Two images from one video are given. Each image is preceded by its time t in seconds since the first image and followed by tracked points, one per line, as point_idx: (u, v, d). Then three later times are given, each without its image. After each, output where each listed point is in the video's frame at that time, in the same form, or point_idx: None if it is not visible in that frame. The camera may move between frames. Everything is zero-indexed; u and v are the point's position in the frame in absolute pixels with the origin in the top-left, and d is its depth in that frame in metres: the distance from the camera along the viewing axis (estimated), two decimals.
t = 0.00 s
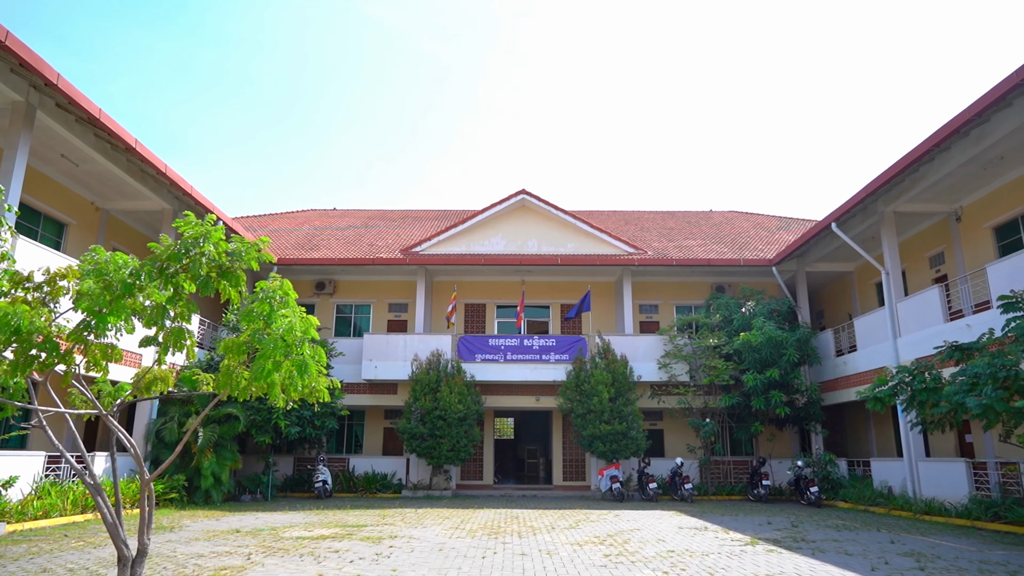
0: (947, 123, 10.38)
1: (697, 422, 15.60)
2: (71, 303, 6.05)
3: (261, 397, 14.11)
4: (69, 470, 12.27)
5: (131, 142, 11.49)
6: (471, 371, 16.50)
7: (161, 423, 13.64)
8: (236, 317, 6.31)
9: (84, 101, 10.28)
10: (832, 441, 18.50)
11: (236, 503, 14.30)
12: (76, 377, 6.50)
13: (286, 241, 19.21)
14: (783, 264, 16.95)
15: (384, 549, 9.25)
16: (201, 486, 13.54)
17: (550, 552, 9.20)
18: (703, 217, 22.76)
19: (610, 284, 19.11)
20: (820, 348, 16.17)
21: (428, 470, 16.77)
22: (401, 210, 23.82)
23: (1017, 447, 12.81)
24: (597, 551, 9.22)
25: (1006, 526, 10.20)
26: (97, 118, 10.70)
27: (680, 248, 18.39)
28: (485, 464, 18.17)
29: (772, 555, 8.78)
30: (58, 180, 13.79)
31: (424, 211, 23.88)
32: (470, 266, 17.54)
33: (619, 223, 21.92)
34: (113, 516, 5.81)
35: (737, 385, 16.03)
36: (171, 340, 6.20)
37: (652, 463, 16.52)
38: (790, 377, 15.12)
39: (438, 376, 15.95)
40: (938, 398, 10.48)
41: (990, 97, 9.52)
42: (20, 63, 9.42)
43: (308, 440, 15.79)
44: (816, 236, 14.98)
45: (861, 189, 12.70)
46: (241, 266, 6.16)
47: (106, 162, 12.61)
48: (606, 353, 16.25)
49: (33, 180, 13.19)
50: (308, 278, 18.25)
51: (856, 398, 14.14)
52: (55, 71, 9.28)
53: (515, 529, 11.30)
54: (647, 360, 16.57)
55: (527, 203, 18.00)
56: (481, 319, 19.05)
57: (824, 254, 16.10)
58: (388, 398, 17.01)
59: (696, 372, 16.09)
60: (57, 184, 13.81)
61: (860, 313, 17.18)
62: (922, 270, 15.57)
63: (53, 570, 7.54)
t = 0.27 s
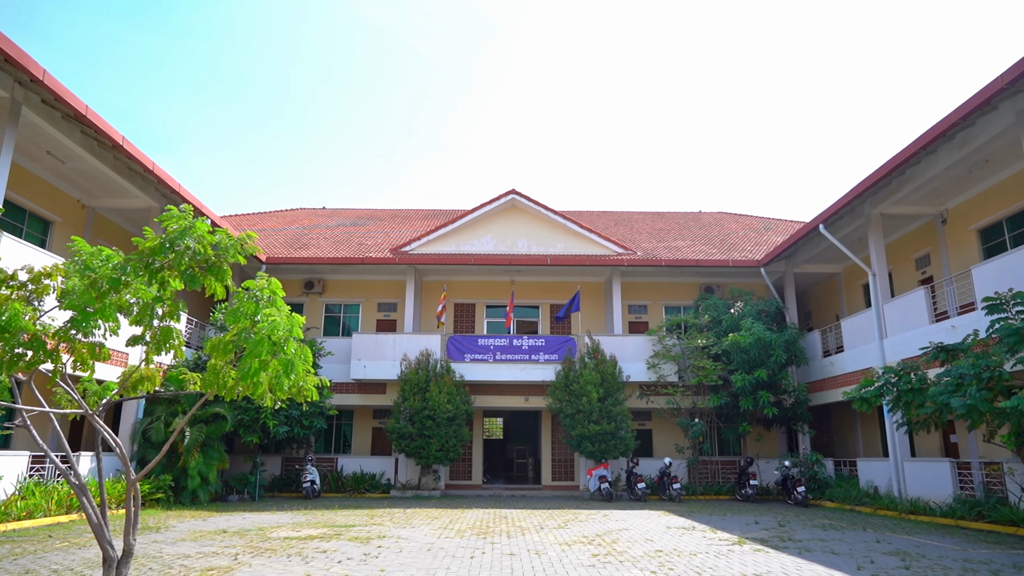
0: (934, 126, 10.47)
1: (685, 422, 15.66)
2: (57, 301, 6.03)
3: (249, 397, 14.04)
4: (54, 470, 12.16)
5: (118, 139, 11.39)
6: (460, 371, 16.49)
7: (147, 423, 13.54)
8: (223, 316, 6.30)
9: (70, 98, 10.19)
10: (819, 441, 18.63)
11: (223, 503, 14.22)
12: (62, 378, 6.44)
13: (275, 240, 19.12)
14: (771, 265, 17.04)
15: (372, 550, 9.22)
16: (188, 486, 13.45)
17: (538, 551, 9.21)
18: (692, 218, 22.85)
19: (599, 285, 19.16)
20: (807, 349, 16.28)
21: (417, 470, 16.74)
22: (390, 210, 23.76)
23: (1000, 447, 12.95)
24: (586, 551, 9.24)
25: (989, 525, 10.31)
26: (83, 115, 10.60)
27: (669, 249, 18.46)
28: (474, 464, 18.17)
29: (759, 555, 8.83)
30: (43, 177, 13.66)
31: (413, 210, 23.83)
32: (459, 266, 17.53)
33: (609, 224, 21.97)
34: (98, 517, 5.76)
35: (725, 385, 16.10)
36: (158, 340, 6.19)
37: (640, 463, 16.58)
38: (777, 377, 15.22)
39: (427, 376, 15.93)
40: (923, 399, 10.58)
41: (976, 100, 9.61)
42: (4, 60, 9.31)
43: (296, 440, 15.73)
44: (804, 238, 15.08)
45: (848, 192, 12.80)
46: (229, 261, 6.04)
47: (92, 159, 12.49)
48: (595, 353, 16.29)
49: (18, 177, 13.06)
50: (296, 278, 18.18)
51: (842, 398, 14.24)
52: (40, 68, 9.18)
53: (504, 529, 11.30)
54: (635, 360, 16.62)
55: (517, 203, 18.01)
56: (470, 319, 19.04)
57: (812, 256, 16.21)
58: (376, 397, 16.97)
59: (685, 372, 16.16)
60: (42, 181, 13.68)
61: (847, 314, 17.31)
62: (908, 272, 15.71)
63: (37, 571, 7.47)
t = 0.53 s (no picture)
0: (919, 130, 10.58)
1: (674, 422, 15.73)
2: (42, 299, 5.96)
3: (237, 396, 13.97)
4: (38, 470, 12.04)
5: (104, 136, 11.30)
6: (449, 371, 16.47)
7: (134, 423, 13.44)
8: (210, 315, 6.23)
9: (55, 94, 10.09)
10: (806, 442, 18.76)
11: (210, 503, 14.14)
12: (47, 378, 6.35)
13: (263, 239, 19.01)
14: (760, 267, 17.13)
15: (360, 550, 9.20)
16: (174, 486, 13.36)
17: (526, 551, 9.22)
18: (680, 219, 22.95)
19: (588, 285, 19.19)
20: (795, 350, 16.38)
21: (405, 470, 16.71)
22: (379, 209, 23.70)
23: (984, 447, 13.09)
24: (574, 551, 9.26)
25: (973, 524, 10.41)
26: (69, 111, 10.50)
27: (658, 249, 18.52)
28: (462, 463, 18.15)
29: (746, 554, 8.88)
30: (28, 174, 13.52)
31: (403, 210, 23.77)
32: (449, 266, 17.51)
33: (598, 224, 22.02)
34: (83, 517, 5.70)
35: (713, 386, 16.18)
36: (145, 339, 6.10)
37: (629, 463, 16.63)
38: (765, 378, 15.30)
39: (416, 376, 15.90)
40: (909, 399, 10.66)
41: (961, 105, 9.71)
42: None
43: (284, 440, 15.65)
44: (792, 239, 15.17)
45: (836, 194, 12.89)
46: (214, 255, 5.94)
47: (79, 156, 12.38)
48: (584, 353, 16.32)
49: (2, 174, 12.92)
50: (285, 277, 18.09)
51: (829, 399, 14.35)
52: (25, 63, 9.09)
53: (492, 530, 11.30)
54: (624, 361, 16.66)
55: (506, 203, 18.01)
56: (459, 319, 19.03)
57: (800, 257, 16.31)
58: (365, 397, 16.93)
59: (673, 373, 16.22)
60: (27, 178, 13.54)
61: (834, 315, 17.43)
62: (894, 274, 15.84)
63: (21, 573, 7.39)
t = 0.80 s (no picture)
0: (906, 132, 10.67)
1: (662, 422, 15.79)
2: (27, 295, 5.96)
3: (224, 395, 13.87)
4: (21, 470, 11.91)
5: (90, 132, 11.20)
6: (438, 371, 16.45)
7: (119, 422, 13.33)
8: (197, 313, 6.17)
9: (41, 90, 10.00)
10: (792, 442, 18.88)
11: (196, 503, 14.05)
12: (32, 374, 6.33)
13: (251, 238, 18.91)
14: (748, 267, 17.22)
15: (348, 550, 9.16)
16: (160, 486, 13.26)
17: (515, 551, 9.21)
18: (669, 219, 23.03)
19: (577, 285, 19.22)
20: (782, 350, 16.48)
21: (393, 470, 16.67)
22: (368, 208, 23.63)
23: (968, 447, 13.22)
24: (562, 551, 9.27)
25: (956, 523, 10.52)
26: (55, 107, 10.41)
27: (647, 250, 18.58)
28: (451, 463, 18.12)
29: (733, 553, 8.92)
30: (12, 170, 13.37)
31: (392, 209, 23.71)
32: (438, 265, 17.48)
33: (588, 224, 22.06)
34: (67, 517, 5.65)
35: (701, 386, 16.25)
36: (130, 336, 6.05)
37: (617, 463, 16.68)
38: (753, 378, 15.39)
39: (405, 375, 15.86)
40: (894, 400, 10.75)
41: (946, 108, 9.82)
42: None
43: (271, 439, 15.58)
44: (780, 240, 15.27)
45: (823, 196, 12.99)
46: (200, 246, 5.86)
47: (64, 152, 12.26)
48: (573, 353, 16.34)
49: None
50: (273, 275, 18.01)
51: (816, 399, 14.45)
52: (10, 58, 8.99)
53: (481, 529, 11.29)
54: (613, 360, 16.70)
55: (496, 203, 18.00)
56: (448, 318, 19.00)
57: (787, 258, 16.41)
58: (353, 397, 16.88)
59: (661, 373, 16.28)
60: (11, 174, 13.38)
61: (821, 316, 17.55)
62: (880, 275, 15.96)
63: (4, 574, 7.31)
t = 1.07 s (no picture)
0: (893, 135, 10.76)
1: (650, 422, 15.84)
2: (10, 293, 5.97)
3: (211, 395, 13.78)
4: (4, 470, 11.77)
5: (77, 129, 11.10)
6: (427, 371, 16.42)
7: (105, 421, 13.21)
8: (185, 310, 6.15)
9: (26, 86, 9.89)
10: (779, 442, 18.99)
11: (182, 503, 13.95)
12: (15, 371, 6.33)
13: (239, 236, 18.80)
14: (736, 268, 17.31)
15: (335, 550, 9.12)
16: (146, 486, 13.15)
17: (503, 551, 9.21)
18: (658, 220, 23.11)
19: (567, 285, 19.25)
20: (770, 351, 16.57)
21: (381, 470, 16.62)
22: (357, 207, 23.55)
23: (952, 447, 13.35)
24: (550, 551, 9.27)
25: (940, 523, 10.62)
26: (40, 103, 10.29)
27: (636, 250, 18.63)
28: (439, 463, 18.10)
29: (721, 553, 8.95)
30: None
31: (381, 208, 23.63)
32: (427, 265, 17.45)
33: (577, 225, 22.09)
34: (51, 518, 5.60)
35: (689, 386, 16.32)
36: (115, 333, 5.96)
37: (605, 463, 16.73)
38: (741, 379, 15.48)
39: (393, 375, 15.81)
40: (880, 400, 10.84)
41: (932, 112, 9.92)
42: None
43: (259, 439, 15.49)
44: (768, 242, 15.35)
45: (811, 198, 13.07)
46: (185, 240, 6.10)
47: (50, 149, 12.16)
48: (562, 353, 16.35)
49: None
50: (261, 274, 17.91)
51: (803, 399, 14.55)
52: None
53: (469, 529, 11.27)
54: (602, 361, 16.74)
55: (486, 203, 17.99)
56: (437, 318, 18.98)
57: (775, 259, 16.50)
58: (341, 396, 16.82)
59: (650, 373, 16.33)
60: None
61: (808, 317, 17.67)
62: (867, 277, 16.09)
63: None
